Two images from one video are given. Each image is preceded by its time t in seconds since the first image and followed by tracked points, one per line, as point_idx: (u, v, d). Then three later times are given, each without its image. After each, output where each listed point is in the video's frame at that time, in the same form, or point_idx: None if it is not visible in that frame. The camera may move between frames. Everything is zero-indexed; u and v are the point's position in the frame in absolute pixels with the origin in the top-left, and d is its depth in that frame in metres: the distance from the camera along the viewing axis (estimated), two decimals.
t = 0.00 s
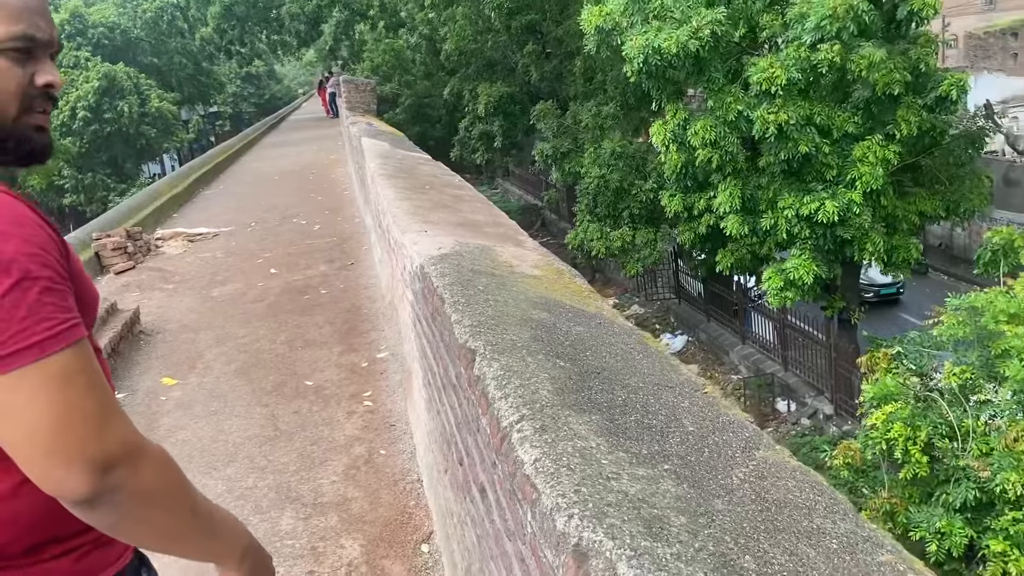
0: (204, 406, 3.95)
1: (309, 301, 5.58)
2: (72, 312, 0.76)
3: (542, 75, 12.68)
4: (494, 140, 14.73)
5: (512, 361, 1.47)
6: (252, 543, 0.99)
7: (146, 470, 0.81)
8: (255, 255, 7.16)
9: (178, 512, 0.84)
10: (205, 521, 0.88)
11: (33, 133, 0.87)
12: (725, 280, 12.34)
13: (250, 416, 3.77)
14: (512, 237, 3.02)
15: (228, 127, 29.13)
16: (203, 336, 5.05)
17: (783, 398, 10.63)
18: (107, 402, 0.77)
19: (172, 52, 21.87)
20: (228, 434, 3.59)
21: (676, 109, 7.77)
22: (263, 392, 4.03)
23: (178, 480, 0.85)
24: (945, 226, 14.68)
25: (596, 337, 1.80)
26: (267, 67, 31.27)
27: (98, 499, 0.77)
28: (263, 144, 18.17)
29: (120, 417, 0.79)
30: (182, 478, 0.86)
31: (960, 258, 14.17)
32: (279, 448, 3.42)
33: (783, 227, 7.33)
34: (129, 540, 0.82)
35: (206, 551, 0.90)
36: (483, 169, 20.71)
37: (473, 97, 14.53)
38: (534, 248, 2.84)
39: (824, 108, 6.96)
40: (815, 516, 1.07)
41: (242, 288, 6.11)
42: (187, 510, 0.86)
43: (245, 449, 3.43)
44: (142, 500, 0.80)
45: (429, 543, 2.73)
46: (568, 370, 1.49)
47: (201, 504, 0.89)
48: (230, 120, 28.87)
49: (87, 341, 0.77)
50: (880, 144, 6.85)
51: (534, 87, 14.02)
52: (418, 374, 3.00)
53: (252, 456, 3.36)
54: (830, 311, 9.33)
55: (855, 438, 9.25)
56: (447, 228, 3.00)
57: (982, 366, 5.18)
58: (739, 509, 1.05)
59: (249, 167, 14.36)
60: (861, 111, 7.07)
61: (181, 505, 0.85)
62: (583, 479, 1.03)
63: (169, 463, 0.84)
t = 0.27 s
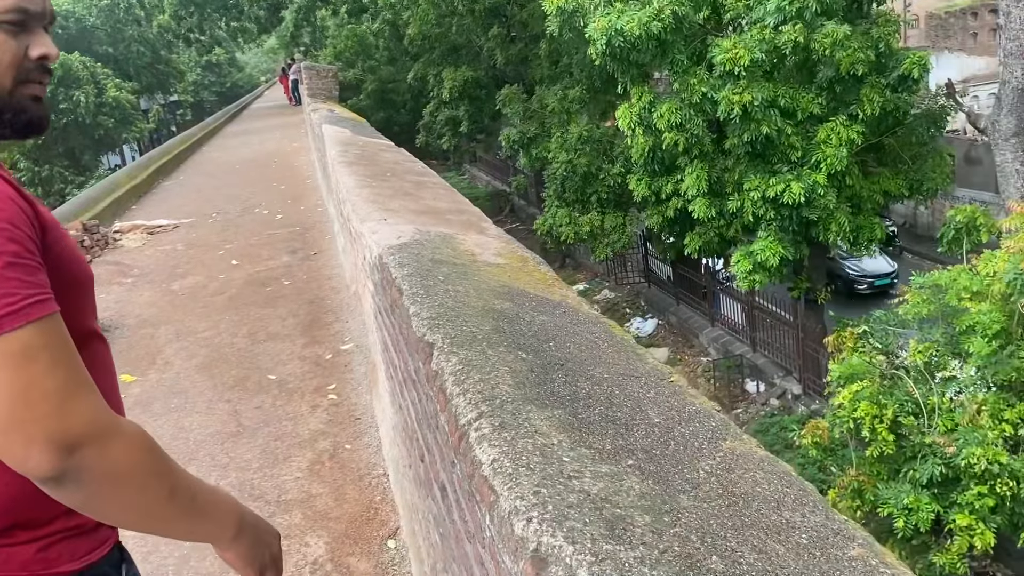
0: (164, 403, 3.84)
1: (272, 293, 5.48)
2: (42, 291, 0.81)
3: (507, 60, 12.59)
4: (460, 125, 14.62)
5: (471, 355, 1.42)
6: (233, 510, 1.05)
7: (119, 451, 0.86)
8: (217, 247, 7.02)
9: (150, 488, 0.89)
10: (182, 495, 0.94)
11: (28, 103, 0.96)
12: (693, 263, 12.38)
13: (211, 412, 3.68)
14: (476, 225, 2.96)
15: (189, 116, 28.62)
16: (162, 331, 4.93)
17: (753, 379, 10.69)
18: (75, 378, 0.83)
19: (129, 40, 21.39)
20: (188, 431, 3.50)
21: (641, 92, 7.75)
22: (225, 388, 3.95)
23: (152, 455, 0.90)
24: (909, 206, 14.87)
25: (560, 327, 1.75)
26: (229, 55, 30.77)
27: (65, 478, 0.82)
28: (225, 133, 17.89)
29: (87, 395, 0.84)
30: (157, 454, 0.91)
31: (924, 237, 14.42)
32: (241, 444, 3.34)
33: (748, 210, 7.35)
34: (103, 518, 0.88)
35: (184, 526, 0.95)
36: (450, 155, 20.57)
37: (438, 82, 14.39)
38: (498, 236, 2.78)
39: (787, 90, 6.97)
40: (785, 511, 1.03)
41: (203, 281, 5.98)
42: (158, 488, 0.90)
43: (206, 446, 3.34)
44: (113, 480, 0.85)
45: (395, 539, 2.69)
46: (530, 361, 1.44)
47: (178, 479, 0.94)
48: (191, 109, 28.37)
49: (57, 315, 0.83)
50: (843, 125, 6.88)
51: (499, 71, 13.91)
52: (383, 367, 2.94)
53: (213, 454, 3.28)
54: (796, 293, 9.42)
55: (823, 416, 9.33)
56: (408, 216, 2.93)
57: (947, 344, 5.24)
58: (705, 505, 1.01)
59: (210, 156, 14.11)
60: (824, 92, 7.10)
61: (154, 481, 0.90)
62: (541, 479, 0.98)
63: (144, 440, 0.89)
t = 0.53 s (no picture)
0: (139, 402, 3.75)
1: (251, 287, 5.39)
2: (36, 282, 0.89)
3: (489, 48, 12.49)
4: (443, 114, 14.50)
5: (446, 356, 1.36)
6: (213, 528, 1.06)
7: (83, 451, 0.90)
8: (195, 240, 6.91)
9: (117, 485, 0.92)
10: (152, 499, 0.96)
11: (61, 99, 1.07)
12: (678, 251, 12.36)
13: (188, 411, 3.60)
14: (455, 217, 2.89)
15: (168, 108, 28.28)
16: (139, 327, 4.83)
17: (737, 365, 10.68)
18: (53, 364, 0.89)
19: (105, 30, 21.07)
20: (165, 430, 3.41)
21: (623, 79, 7.68)
22: (202, 385, 3.87)
23: (122, 454, 0.93)
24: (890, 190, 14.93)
25: (540, 324, 1.69)
26: (209, 45, 30.41)
27: (30, 461, 0.88)
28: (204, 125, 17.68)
29: (65, 386, 0.89)
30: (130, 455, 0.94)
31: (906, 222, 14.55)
32: (218, 444, 3.26)
33: (731, 197, 7.31)
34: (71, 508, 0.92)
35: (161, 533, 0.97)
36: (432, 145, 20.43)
37: (419, 71, 14.26)
38: (479, 228, 2.72)
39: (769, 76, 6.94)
40: (773, 519, 0.98)
41: (180, 275, 5.87)
42: (128, 486, 0.93)
43: (182, 446, 3.26)
44: (78, 471, 0.90)
45: (376, 539, 2.64)
46: (507, 362, 1.38)
47: (151, 484, 0.96)
48: (170, 100, 28.04)
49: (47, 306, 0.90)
50: (825, 111, 6.85)
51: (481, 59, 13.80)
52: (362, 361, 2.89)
53: (190, 453, 3.20)
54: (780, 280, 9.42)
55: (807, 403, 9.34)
56: (385, 210, 2.87)
57: (927, 324, 5.18)
58: (690, 516, 0.96)
59: (189, 148, 13.95)
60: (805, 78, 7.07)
61: (122, 478, 0.92)
62: (517, 491, 0.93)
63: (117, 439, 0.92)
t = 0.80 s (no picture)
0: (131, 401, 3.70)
1: (246, 284, 5.34)
2: (62, 234, 0.97)
3: (488, 41, 12.42)
4: (442, 108, 14.44)
5: (434, 364, 1.31)
6: (226, 474, 1.10)
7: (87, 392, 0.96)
8: (191, 236, 6.86)
9: (123, 422, 0.98)
10: (158, 436, 1.01)
11: (116, 77, 1.19)
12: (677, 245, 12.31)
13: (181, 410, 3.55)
14: (450, 215, 2.85)
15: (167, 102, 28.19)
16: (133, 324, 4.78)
17: (736, 360, 10.63)
18: (69, 309, 0.96)
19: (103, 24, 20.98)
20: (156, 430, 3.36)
21: (622, 73, 7.61)
22: (195, 384, 3.82)
23: (128, 393, 0.98)
24: (887, 184, 14.91)
25: (533, 327, 1.65)
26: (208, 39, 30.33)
27: (38, 399, 0.95)
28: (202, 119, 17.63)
29: (75, 331, 0.96)
30: (138, 399, 1.00)
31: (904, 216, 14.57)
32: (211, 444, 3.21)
33: (730, 192, 7.26)
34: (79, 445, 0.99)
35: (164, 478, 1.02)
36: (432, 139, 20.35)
37: (418, 65, 14.20)
38: (473, 226, 2.68)
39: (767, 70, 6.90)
40: (775, 540, 0.93)
41: (175, 271, 5.82)
42: (134, 422, 0.99)
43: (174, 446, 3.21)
44: (82, 411, 0.96)
45: (369, 543, 2.59)
46: (499, 370, 1.33)
47: (158, 423, 1.02)
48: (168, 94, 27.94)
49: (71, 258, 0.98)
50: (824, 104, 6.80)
51: (480, 53, 13.73)
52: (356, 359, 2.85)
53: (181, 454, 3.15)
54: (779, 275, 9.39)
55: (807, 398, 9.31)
56: (378, 207, 2.82)
57: (927, 320, 5.16)
58: (688, 539, 0.91)
59: (187, 142, 13.89)
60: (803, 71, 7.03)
61: (127, 414, 0.98)
62: (506, 513, 0.89)
63: (122, 385, 0.98)
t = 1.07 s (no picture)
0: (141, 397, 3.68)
1: (258, 281, 5.32)
2: (75, 208, 0.97)
3: (500, 39, 12.38)
4: (454, 106, 14.42)
5: (444, 370, 1.27)
6: (229, 440, 1.07)
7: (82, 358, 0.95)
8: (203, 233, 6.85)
9: (119, 387, 0.97)
10: (154, 403, 1.00)
11: (169, 67, 1.22)
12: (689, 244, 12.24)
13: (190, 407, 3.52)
14: (461, 214, 2.81)
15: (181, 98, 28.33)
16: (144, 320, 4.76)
17: (748, 360, 10.54)
18: (76, 280, 0.96)
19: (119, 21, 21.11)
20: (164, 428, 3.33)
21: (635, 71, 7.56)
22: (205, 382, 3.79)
23: (124, 360, 0.97)
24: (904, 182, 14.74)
25: (545, 331, 1.61)
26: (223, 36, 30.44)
27: (36, 364, 0.95)
28: (215, 115, 17.69)
29: (79, 300, 0.96)
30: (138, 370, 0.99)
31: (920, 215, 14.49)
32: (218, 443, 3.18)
33: (744, 191, 7.19)
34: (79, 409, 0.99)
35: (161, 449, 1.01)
36: (444, 137, 20.33)
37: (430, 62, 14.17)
38: (483, 226, 2.64)
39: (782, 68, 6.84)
40: (800, 562, 0.89)
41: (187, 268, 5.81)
42: (128, 387, 0.98)
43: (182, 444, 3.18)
44: (80, 380, 0.95)
45: (378, 547, 2.53)
46: (511, 378, 1.29)
47: (156, 389, 1.01)
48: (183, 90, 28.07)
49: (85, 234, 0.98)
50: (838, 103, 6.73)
51: (493, 51, 13.69)
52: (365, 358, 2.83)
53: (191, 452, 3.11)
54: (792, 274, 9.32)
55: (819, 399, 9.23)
56: (387, 206, 2.79)
57: (942, 320, 5.08)
58: (709, 560, 0.87)
59: (200, 138, 13.92)
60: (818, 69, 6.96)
61: (125, 380, 0.97)
62: (517, 532, 0.85)
63: (122, 355, 0.97)
